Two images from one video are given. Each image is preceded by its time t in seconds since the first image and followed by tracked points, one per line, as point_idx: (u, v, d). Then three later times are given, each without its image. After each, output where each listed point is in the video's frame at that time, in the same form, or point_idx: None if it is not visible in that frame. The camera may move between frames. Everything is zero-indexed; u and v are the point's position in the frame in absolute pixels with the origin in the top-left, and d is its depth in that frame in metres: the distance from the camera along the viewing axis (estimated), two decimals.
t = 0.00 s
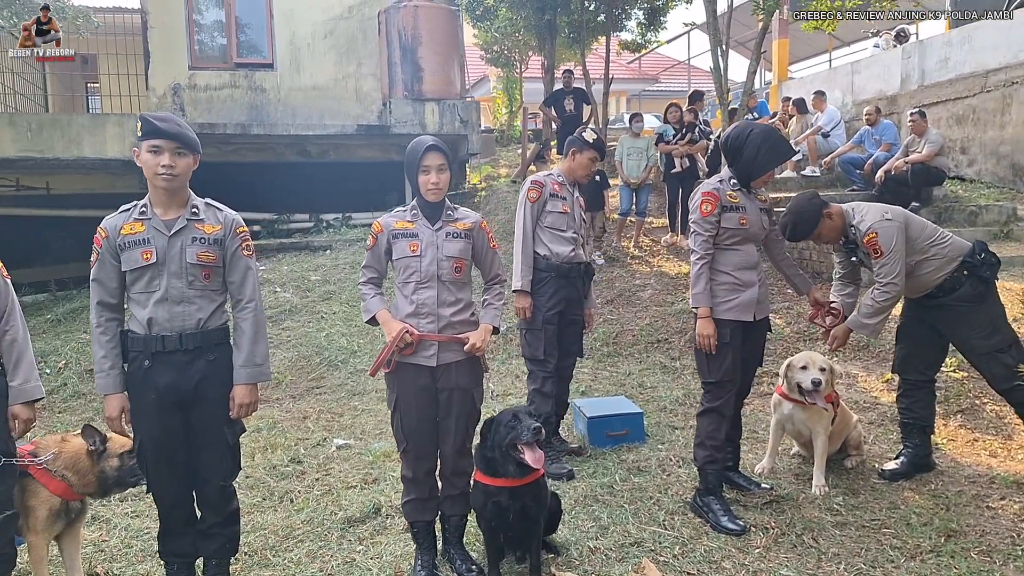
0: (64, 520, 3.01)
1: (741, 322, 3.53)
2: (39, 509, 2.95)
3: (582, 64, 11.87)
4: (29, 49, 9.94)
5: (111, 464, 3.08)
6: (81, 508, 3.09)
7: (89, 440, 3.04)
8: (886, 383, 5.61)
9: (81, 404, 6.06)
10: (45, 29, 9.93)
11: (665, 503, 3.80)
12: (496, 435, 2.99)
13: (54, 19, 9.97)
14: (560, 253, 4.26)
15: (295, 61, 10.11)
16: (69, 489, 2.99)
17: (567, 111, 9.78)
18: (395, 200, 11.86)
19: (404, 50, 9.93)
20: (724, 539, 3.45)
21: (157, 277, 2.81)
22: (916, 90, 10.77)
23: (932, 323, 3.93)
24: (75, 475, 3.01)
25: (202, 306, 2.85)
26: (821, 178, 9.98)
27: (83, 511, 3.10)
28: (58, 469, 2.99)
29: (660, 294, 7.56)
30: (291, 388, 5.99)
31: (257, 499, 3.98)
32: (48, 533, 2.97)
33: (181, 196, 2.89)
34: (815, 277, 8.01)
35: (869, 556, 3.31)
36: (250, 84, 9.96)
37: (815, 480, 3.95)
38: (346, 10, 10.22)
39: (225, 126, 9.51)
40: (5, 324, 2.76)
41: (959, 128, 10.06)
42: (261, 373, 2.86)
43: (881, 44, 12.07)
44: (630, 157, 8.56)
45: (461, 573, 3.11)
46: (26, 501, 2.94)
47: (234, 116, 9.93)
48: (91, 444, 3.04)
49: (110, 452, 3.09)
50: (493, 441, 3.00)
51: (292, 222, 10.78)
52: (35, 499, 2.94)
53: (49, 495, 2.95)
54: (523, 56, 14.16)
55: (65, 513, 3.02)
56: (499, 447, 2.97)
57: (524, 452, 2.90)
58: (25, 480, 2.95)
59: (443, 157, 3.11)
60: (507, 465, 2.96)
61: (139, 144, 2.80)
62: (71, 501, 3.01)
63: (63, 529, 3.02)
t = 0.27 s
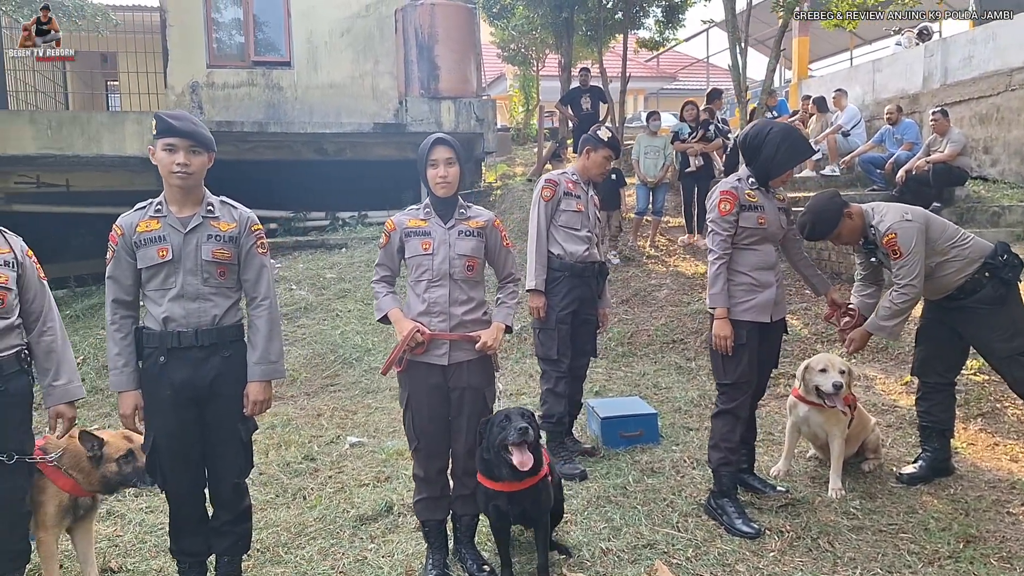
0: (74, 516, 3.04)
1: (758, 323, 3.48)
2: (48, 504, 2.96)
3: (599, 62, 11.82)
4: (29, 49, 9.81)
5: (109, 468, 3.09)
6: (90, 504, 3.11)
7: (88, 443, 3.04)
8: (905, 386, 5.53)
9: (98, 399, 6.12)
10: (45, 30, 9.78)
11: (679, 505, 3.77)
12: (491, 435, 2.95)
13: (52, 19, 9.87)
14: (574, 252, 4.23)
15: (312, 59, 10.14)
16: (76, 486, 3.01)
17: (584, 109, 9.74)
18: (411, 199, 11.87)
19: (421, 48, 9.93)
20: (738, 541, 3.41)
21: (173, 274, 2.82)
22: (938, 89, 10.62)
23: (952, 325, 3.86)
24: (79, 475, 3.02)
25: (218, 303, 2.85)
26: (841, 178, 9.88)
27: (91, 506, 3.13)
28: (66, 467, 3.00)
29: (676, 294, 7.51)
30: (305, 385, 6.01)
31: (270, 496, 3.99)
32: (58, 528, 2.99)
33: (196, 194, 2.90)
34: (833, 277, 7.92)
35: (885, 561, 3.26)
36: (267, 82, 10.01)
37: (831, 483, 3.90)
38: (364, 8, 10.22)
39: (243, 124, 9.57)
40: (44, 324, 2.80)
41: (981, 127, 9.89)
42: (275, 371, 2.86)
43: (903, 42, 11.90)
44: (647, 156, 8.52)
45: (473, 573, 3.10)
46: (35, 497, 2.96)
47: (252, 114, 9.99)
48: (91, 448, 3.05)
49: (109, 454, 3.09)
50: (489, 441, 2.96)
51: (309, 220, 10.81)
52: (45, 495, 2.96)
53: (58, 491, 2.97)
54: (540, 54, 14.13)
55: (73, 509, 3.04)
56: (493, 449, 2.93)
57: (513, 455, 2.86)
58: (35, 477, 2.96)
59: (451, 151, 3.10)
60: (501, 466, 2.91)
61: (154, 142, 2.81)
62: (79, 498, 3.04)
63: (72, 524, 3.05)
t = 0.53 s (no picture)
0: (78, 515, 3.02)
1: (775, 323, 3.43)
2: (51, 504, 2.98)
3: (613, 59, 11.74)
4: (29, 50, 9.23)
5: (120, 474, 3.04)
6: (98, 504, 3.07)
7: (89, 459, 2.98)
8: (921, 388, 5.46)
9: (109, 394, 6.13)
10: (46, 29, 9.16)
11: (694, 507, 3.72)
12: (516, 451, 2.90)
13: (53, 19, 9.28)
14: (589, 250, 4.19)
15: (325, 54, 10.12)
16: (80, 490, 2.98)
17: (598, 106, 9.67)
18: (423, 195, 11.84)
19: (434, 44, 9.92)
20: (754, 544, 3.37)
21: (186, 268, 2.80)
22: (955, 88, 10.49)
23: (972, 327, 3.80)
24: (83, 484, 2.98)
25: (232, 298, 2.83)
26: (855, 177, 9.78)
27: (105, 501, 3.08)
28: (68, 474, 2.96)
29: (689, 293, 7.45)
30: (316, 381, 6.00)
31: (281, 493, 3.97)
32: (65, 527, 3.00)
33: (205, 190, 2.85)
34: (848, 277, 7.85)
35: (903, 565, 3.21)
36: (280, 77, 10.00)
37: (848, 485, 3.84)
38: (376, 3, 10.21)
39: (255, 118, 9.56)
40: (54, 324, 2.76)
41: (998, 127, 9.78)
42: (290, 367, 2.83)
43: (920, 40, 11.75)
44: (661, 153, 8.43)
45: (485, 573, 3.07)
46: (40, 497, 2.98)
47: (264, 109, 9.98)
48: (93, 463, 2.98)
49: (116, 465, 3.03)
50: (512, 453, 2.92)
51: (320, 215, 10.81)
52: (47, 495, 2.97)
53: (59, 493, 2.96)
54: (554, 51, 14.06)
55: (78, 509, 3.02)
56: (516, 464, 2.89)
57: (540, 477, 2.83)
58: (39, 477, 2.98)
59: (468, 145, 3.03)
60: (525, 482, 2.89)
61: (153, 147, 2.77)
62: (83, 498, 3.01)
63: (79, 522, 3.04)
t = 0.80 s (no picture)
0: (71, 522, 2.96)
1: (779, 324, 3.39)
2: (44, 511, 2.93)
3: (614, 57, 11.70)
4: (29, 49, 9.27)
5: (122, 488, 3.00)
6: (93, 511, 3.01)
7: (90, 476, 2.92)
8: (924, 387, 5.44)
9: (108, 396, 6.09)
10: (44, 29, 9.18)
11: (699, 508, 3.69)
12: (540, 439, 2.83)
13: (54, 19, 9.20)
14: (594, 249, 4.15)
15: (326, 51, 10.06)
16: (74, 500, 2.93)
17: (600, 105, 9.63)
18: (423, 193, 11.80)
19: (435, 42, 9.92)
20: (760, 545, 3.33)
21: (188, 276, 2.76)
22: (954, 88, 10.48)
23: (976, 326, 3.77)
24: (78, 497, 2.93)
25: (237, 300, 2.77)
26: (855, 176, 9.74)
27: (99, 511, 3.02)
28: (64, 487, 2.91)
29: (692, 292, 7.42)
30: (318, 382, 5.96)
31: (283, 496, 3.93)
32: (61, 534, 2.95)
33: (187, 200, 2.76)
34: (849, 276, 7.82)
35: (909, 565, 3.18)
36: (280, 74, 9.94)
37: (853, 485, 3.81)
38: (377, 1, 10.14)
39: (254, 116, 9.51)
40: (30, 325, 2.68)
41: (997, 126, 9.77)
42: (299, 360, 2.78)
43: (919, 40, 11.72)
44: (664, 153, 8.34)
45: None
46: (34, 504, 2.94)
47: (264, 107, 9.93)
48: (93, 478, 2.93)
49: (116, 479, 2.99)
50: (534, 441, 2.85)
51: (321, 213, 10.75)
52: (40, 502, 2.93)
53: (51, 501, 2.91)
54: (555, 49, 14.02)
55: (72, 516, 2.96)
56: (539, 453, 2.83)
57: (564, 462, 2.78)
58: (32, 483, 2.93)
59: (474, 145, 3.00)
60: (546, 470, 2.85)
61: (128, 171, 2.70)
62: (76, 506, 2.94)
63: (73, 529, 2.98)
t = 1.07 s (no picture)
0: (48, 533, 2.91)
1: (766, 321, 3.38)
2: (20, 521, 2.86)
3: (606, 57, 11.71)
4: (29, 49, 9.27)
5: (108, 497, 2.94)
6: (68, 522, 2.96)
7: (75, 485, 2.86)
8: (913, 382, 5.46)
9: (97, 399, 6.04)
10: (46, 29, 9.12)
11: (692, 505, 3.68)
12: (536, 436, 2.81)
13: (53, 19, 9.05)
14: (587, 249, 4.14)
15: (318, 51, 10.02)
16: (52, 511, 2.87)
17: (591, 105, 9.63)
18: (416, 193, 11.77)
19: (428, 42, 9.90)
20: (753, 541, 3.33)
21: (175, 283, 2.74)
22: (940, 88, 10.54)
23: (965, 323, 3.77)
24: (61, 507, 2.88)
25: (225, 302, 2.74)
26: (844, 174, 9.76)
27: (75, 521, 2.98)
28: (47, 498, 2.85)
29: (684, 291, 7.42)
30: (310, 383, 5.93)
31: (275, 498, 3.91)
32: (38, 544, 2.91)
33: (160, 208, 2.72)
34: (840, 273, 7.85)
35: (899, 558, 3.18)
36: (271, 74, 9.89)
37: (843, 480, 3.81)
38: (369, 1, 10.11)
39: (245, 117, 9.47)
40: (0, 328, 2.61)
41: (982, 125, 9.84)
42: (285, 358, 2.69)
43: (905, 41, 11.79)
44: (655, 152, 8.34)
45: None
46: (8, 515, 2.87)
47: (254, 107, 9.88)
48: (77, 488, 2.87)
49: (102, 488, 2.92)
50: (530, 439, 2.83)
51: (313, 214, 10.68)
52: (15, 512, 2.86)
53: (28, 512, 2.85)
54: (546, 49, 14.02)
55: (49, 526, 2.91)
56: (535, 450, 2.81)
57: (562, 460, 2.76)
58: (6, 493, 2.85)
59: (468, 146, 3.00)
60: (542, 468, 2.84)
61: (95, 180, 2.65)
62: (54, 515, 2.89)
63: (51, 539, 2.93)
